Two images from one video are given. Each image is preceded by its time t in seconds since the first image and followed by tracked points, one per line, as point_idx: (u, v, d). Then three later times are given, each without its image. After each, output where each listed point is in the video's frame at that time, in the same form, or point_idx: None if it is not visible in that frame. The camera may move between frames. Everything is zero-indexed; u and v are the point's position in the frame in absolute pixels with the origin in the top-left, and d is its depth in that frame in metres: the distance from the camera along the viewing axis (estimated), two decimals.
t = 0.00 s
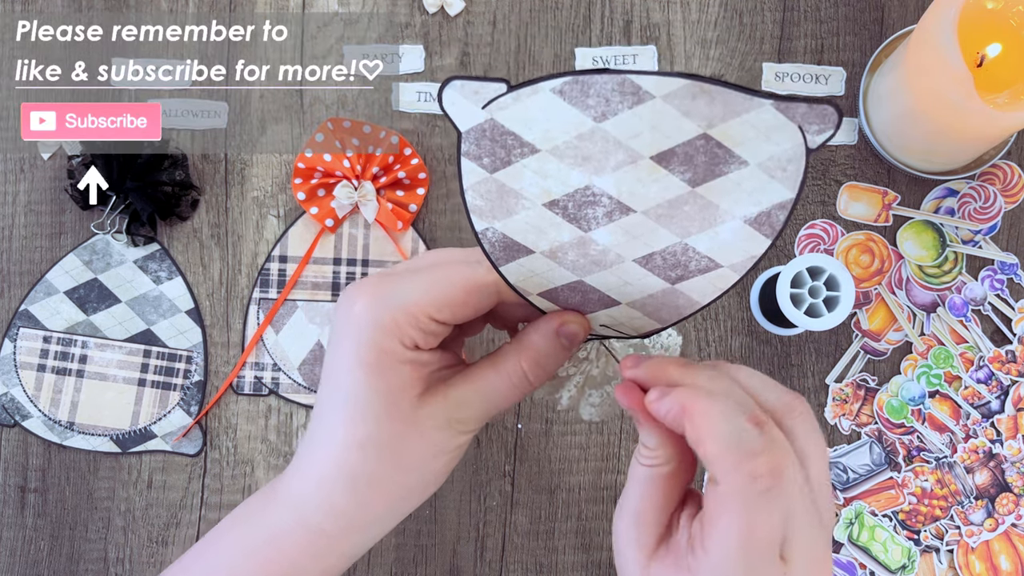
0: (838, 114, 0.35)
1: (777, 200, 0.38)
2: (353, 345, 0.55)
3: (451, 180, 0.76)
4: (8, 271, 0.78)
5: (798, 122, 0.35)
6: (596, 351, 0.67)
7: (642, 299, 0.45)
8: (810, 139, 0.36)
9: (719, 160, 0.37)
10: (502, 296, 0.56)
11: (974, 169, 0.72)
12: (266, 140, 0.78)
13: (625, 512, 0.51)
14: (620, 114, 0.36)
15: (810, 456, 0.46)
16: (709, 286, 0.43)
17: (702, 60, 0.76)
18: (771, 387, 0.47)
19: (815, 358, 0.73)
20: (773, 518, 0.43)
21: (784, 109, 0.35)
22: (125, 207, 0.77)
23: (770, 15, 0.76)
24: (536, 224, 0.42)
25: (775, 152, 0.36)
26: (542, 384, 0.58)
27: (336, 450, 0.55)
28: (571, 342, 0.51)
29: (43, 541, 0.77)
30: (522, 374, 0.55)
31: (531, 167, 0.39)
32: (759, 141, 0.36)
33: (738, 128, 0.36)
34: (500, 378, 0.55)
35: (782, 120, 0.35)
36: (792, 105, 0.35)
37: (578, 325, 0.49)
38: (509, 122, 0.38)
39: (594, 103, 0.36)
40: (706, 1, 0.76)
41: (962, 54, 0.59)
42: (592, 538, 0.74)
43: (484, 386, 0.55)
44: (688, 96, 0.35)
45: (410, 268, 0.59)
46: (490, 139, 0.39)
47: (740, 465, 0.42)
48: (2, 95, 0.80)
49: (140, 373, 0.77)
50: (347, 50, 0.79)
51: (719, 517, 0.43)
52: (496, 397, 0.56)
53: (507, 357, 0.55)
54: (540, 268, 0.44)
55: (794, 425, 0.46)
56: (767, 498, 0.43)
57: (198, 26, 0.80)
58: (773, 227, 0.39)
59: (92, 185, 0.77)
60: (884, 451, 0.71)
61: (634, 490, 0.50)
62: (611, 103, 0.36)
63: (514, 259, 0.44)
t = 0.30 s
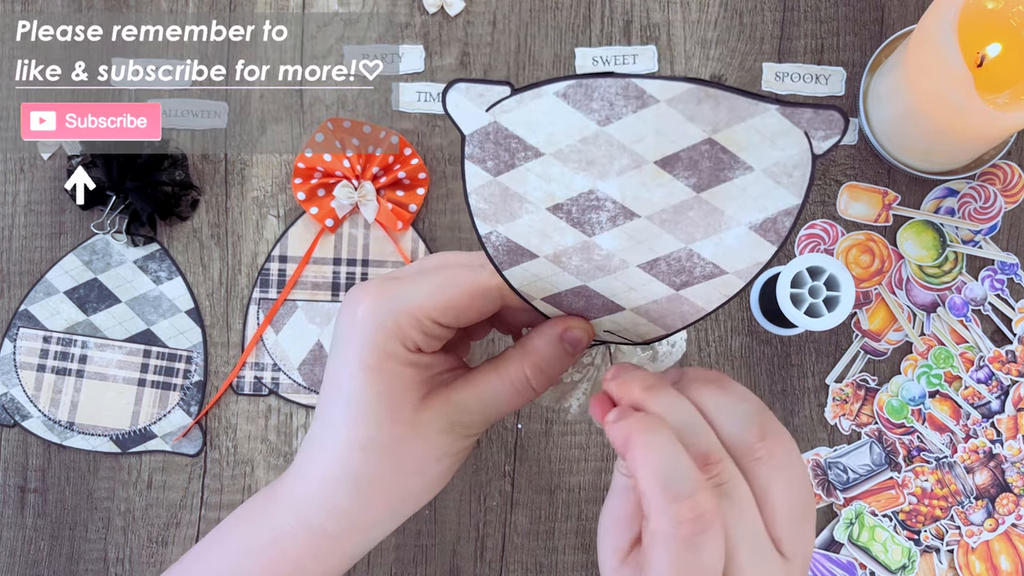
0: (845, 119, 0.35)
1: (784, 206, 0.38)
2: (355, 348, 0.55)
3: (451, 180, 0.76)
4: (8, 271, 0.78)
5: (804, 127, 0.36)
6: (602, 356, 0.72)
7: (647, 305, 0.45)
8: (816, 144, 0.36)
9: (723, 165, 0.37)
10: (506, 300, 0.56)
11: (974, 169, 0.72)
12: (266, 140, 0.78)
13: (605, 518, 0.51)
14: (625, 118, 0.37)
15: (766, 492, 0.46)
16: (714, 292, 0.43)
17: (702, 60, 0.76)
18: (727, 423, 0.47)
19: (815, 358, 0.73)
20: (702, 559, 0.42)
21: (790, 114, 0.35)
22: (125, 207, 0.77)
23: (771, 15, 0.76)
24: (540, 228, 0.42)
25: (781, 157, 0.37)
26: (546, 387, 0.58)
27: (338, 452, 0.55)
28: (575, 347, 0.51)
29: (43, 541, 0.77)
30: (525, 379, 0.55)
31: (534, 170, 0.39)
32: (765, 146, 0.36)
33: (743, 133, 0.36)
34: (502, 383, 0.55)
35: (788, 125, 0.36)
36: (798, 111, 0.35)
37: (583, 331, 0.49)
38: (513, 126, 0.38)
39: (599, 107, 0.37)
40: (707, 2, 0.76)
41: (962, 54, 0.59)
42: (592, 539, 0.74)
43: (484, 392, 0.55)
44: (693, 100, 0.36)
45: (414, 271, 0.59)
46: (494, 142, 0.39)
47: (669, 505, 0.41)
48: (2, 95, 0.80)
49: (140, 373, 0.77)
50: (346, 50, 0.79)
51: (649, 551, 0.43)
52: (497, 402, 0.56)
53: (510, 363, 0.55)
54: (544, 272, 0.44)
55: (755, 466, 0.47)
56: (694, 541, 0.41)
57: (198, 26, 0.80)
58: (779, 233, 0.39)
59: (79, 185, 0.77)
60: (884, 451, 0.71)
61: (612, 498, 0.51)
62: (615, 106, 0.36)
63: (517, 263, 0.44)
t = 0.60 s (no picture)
0: (838, 115, 0.35)
1: (777, 202, 0.38)
2: (349, 346, 0.55)
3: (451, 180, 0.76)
4: (9, 271, 0.78)
5: (797, 123, 0.35)
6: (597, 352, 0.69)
7: (642, 301, 0.45)
8: (810, 140, 0.36)
9: (717, 162, 0.37)
10: (500, 297, 0.56)
11: (974, 169, 0.72)
12: (266, 140, 0.78)
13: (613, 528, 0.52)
14: (614, 115, 0.36)
15: (804, 482, 0.47)
16: (709, 288, 0.43)
17: (702, 60, 0.76)
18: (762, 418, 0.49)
19: (815, 358, 0.73)
20: (764, 553, 0.43)
21: (782, 110, 0.35)
22: (126, 207, 0.77)
23: (770, 15, 0.76)
24: (532, 226, 0.42)
25: (775, 154, 0.36)
26: (540, 385, 0.58)
27: (332, 450, 0.55)
28: (570, 344, 0.51)
29: (43, 541, 0.77)
30: (519, 376, 0.55)
31: (525, 167, 0.39)
32: (757, 142, 0.36)
33: (736, 130, 0.36)
34: (496, 379, 0.55)
35: (780, 121, 0.35)
36: (790, 107, 0.35)
37: (578, 327, 0.49)
38: (501, 123, 0.38)
39: (587, 104, 0.36)
40: (707, 2, 0.76)
41: (962, 54, 0.59)
42: (592, 538, 0.74)
43: (479, 389, 0.55)
44: (683, 97, 0.35)
45: (409, 269, 0.59)
46: (483, 140, 0.39)
47: (734, 501, 0.43)
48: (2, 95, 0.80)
49: (140, 373, 0.77)
50: (346, 50, 0.79)
51: (710, 549, 0.44)
52: (491, 399, 0.56)
53: (504, 359, 0.55)
54: (537, 269, 0.44)
55: (790, 454, 0.48)
56: (762, 535, 0.43)
57: (198, 26, 0.80)
58: (774, 230, 0.39)
59: (65, 185, 0.79)
60: (884, 451, 0.71)
61: (620, 508, 0.51)
62: (604, 103, 0.36)
63: (511, 260, 0.44)
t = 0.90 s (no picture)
0: (834, 110, 0.35)
1: (775, 199, 0.38)
2: (346, 345, 0.55)
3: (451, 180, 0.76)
4: (8, 271, 0.78)
5: (793, 119, 0.35)
6: (595, 354, 0.67)
7: (640, 300, 0.45)
8: (806, 136, 0.35)
9: (711, 159, 0.36)
10: (497, 296, 0.56)
11: (974, 169, 0.72)
12: (266, 140, 0.78)
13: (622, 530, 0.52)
14: (608, 111, 0.36)
15: (814, 477, 0.48)
16: (707, 288, 0.43)
17: (702, 60, 0.76)
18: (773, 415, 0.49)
19: (815, 358, 0.73)
20: (786, 552, 0.44)
21: (778, 105, 0.35)
22: (125, 207, 0.77)
23: (770, 15, 0.76)
24: (528, 223, 0.42)
25: (771, 150, 0.36)
26: (538, 384, 0.58)
27: (329, 450, 0.55)
28: (568, 343, 0.51)
29: (43, 541, 0.77)
30: (516, 375, 0.55)
31: (519, 164, 0.39)
32: (753, 138, 0.36)
33: (731, 125, 0.35)
34: (494, 379, 0.55)
35: (776, 117, 0.35)
36: (786, 102, 0.35)
37: (575, 326, 0.49)
38: (495, 119, 0.38)
39: (581, 99, 0.36)
40: (706, 1, 0.76)
41: (962, 54, 0.59)
42: (592, 538, 0.74)
43: (477, 388, 0.56)
44: (676, 92, 0.35)
45: (407, 268, 0.59)
46: (477, 136, 0.39)
47: (756, 502, 0.43)
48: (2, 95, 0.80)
49: (140, 373, 0.77)
50: (346, 50, 0.79)
51: (732, 551, 0.44)
52: (489, 399, 0.56)
53: (502, 358, 0.55)
54: (534, 267, 0.44)
55: (801, 451, 0.48)
56: (784, 534, 0.44)
57: (198, 26, 0.80)
58: (771, 227, 0.39)
59: (63, 184, 0.79)
60: (884, 451, 0.71)
61: (628, 510, 0.51)
62: (598, 99, 0.36)
63: (507, 258, 0.44)
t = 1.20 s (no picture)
0: (837, 114, 0.36)
1: (777, 203, 0.38)
2: (347, 346, 0.55)
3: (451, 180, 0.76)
4: (9, 271, 0.78)
5: (797, 123, 0.36)
6: (595, 356, 0.72)
7: (641, 304, 0.45)
8: (810, 140, 0.37)
9: (715, 161, 0.37)
10: (498, 298, 0.56)
11: (974, 169, 0.72)
12: (266, 140, 0.78)
13: (626, 525, 0.51)
14: (612, 113, 0.37)
15: (808, 464, 0.49)
16: (710, 291, 0.43)
17: (702, 60, 0.76)
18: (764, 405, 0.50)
19: (815, 358, 0.73)
20: (781, 535, 0.43)
21: (781, 109, 0.36)
22: (125, 207, 0.77)
23: (770, 15, 0.76)
24: (530, 225, 0.42)
25: (774, 154, 0.37)
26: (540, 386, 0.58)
27: (329, 451, 0.55)
28: (569, 346, 0.51)
29: (43, 541, 0.77)
30: (517, 378, 0.55)
31: (522, 167, 0.39)
32: (756, 142, 0.37)
33: (734, 128, 0.36)
34: (495, 381, 0.55)
35: (779, 121, 0.36)
36: (789, 106, 0.36)
37: (577, 329, 0.49)
38: (499, 121, 0.38)
39: (585, 102, 0.37)
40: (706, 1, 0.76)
41: (962, 54, 0.59)
42: (592, 539, 0.74)
43: (478, 390, 0.56)
44: (681, 95, 0.36)
45: (408, 269, 0.59)
46: (480, 139, 0.39)
47: (750, 483, 0.43)
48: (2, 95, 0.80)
49: (140, 373, 0.77)
50: (347, 50, 0.79)
51: (727, 534, 0.43)
52: (489, 401, 0.56)
53: (503, 360, 0.55)
54: (536, 270, 0.44)
55: (793, 437, 0.49)
56: (779, 514, 0.43)
57: (198, 26, 0.80)
58: (774, 231, 0.39)
59: (63, 180, 0.79)
60: (884, 451, 0.71)
61: (629, 504, 0.51)
62: (602, 102, 0.37)
63: (510, 260, 0.44)
